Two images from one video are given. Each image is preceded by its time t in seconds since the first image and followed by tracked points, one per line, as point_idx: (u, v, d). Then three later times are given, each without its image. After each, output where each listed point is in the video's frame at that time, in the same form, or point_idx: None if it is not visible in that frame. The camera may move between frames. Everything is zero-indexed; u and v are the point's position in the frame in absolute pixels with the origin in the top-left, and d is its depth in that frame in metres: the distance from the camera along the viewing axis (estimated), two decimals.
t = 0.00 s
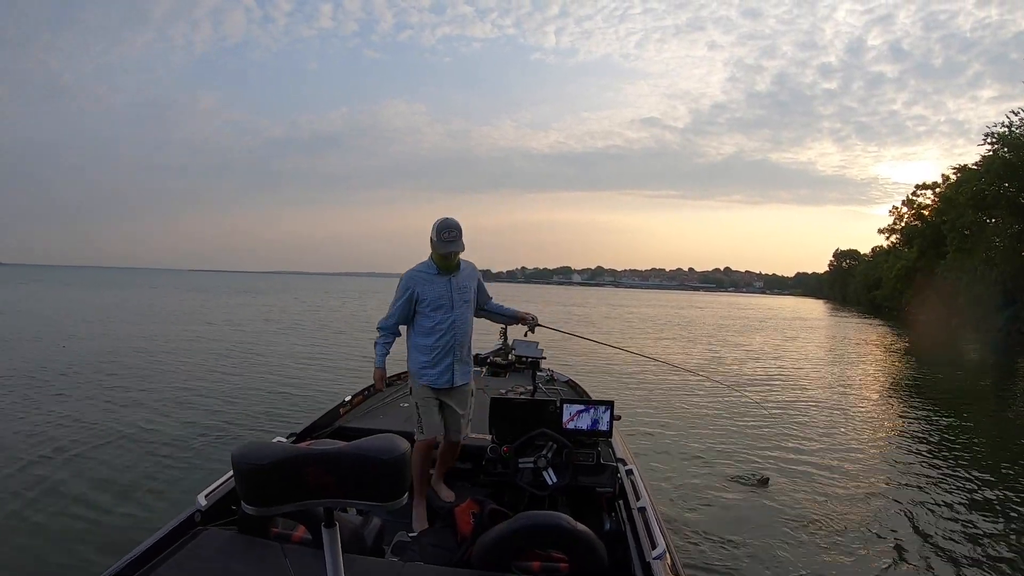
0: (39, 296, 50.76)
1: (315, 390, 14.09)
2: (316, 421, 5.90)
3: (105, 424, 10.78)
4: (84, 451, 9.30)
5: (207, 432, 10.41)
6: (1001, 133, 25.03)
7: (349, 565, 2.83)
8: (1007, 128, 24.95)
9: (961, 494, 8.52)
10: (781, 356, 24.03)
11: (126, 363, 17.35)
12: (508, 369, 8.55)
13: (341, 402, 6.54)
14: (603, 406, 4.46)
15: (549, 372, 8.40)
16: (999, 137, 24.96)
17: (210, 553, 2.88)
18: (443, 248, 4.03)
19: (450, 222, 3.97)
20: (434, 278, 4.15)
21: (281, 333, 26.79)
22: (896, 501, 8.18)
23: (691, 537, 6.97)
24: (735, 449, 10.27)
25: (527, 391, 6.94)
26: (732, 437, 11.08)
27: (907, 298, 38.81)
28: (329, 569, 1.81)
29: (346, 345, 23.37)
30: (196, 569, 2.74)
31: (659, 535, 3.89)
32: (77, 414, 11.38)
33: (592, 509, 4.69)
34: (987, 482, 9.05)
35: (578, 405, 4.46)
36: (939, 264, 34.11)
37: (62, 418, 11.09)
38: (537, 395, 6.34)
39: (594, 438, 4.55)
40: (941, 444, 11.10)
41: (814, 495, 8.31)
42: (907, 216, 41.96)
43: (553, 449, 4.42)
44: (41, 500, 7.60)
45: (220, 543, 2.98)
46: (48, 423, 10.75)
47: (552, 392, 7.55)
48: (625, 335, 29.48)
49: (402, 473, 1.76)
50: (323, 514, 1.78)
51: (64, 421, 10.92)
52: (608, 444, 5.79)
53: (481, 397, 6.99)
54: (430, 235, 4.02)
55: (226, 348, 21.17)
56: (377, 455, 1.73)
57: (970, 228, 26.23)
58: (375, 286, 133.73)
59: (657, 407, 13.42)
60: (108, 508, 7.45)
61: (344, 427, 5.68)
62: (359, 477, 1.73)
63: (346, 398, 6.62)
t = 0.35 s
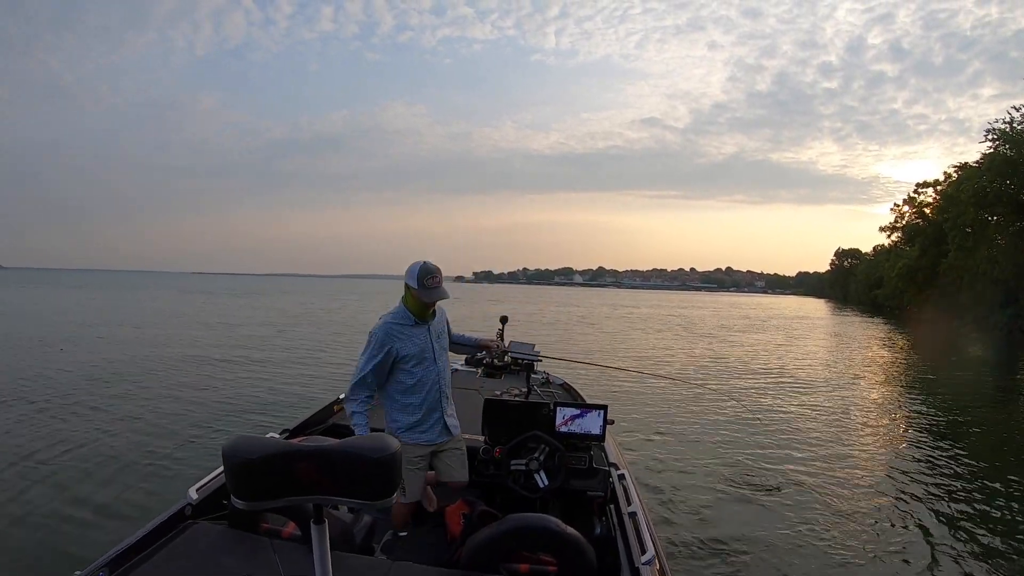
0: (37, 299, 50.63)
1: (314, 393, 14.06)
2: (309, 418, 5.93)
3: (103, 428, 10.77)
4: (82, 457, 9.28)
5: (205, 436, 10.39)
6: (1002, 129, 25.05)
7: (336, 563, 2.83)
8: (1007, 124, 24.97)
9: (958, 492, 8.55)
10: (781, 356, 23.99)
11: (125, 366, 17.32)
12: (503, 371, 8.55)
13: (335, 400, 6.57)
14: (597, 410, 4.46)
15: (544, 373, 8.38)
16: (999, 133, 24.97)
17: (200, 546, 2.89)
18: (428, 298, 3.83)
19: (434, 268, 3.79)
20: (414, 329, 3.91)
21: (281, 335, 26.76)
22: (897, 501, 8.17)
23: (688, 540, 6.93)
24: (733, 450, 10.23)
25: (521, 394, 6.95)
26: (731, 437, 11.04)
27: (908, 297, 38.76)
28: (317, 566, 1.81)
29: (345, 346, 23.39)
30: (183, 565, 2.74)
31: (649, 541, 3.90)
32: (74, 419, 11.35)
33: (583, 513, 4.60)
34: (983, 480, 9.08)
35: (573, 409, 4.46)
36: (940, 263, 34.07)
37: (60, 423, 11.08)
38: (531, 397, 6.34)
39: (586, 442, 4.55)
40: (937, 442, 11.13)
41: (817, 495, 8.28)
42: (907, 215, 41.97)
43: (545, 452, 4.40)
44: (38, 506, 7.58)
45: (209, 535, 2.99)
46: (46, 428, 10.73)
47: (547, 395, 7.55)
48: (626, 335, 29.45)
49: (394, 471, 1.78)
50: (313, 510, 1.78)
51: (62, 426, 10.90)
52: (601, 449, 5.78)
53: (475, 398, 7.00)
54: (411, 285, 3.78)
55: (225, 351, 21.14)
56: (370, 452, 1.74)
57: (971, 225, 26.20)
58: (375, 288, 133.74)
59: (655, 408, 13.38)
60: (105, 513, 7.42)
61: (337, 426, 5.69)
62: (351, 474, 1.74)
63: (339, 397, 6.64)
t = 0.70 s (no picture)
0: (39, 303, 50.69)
1: (316, 395, 14.07)
2: (311, 424, 5.96)
3: (107, 434, 10.77)
4: (85, 463, 9.27)
5: (208, 441, 10.40)
6: (1004, 125, 25.02)
7: (341, 567, 2.84)
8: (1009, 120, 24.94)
9: (964, 488, 8.52)
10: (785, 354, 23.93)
11: (128, 370, 17.34)
12: (504, 373, 8.55)
13: (337, 407, 6.59)
14: (599, 412, 4.46)
15: (546, 375, 8.38)
16: (1002, 129, 24.94)
17: (203, 553, 2.89)
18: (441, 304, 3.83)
19: (448, 269, 3.83)
20: (427, 335, 3.90)
21: (283, 338, 26.77)
22: (905, 498, 8.13)
23: (693, 540, 6.88)
24: (738, 449, 10.17)
25: (523, 396, 6.95)
26: (736, 436, 10.98)
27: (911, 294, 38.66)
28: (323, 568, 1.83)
29: (347, 348, 23.39)
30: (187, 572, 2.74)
31: (655, 541, 3.89)
32: (78, 424, 11.36)
33: (585, 515, 4.63)
34: (990, 476, 9.05)
35: (577, 411, 4.46)
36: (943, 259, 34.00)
37: (63, 429, 11.08)
38: (534, 400, 6.34)
39: (590, 444, 4.57)
40: (941, 438, 11.11)
41: (825, 494, 8.23)
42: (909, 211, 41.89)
43: (549, 454, 4.42)
44: (41, 513, 7.57)
45: (212, 543, 3.00)
46: (49, 433, 10.74)
47: (549, 396, 7.55)
48: (628, 334, 29.45)
49: (399, 476, 1.78)
50: (318, 516, 1.79)
51: (64, 431, 10.90)
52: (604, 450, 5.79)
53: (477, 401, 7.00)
54: (423, 290, 3.77)
55: (227, 354, 21.14)
56: (375, 457, 1.75)
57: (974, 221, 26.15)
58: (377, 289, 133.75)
59: (659, 407, 13.35)
60: (109, 518, 7.42)
61: (339, 430, 5.70)
62: (354, 479, 1.75)
63: (341, 402, 6.67)
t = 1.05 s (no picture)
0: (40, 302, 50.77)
1: (317, 395, 14.09)
2: (313, 425, 5.99)
3: (109, 432, 10.81)
4: (87, 461, 9.28)
5: (210, 440, 10.40)
6: (1007, 124, 24.94)
7: (345, 567, 2.85)
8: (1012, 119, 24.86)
9: (968, 488, 8.50)
10: (787, 353, 23.91)
11: (129, 369, 17.35)
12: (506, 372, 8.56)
13: (339, 407, 6.62)
14: (601, 409, 4.50)
15: (547, 374, 8.37)
16: (1005, 128, 24.86)
17: (207, 555, 2.90)
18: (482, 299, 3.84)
19: (492, 264, 3.85)
20: (466, 331, 3.86)
21: (284, 337, 26.77)
22: (909, 498, 8.09)
23: (694, 540, 6.86)
24: (739, 449, 10.15)
25: (524, 395, 6.96)
26: (739, 436, 10.94)
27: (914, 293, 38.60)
28: (327, 569, 1.85)
29: (349, 347, 23.45)
30: (191, 573, 2.75)
31: (657, 537, 3.88)
32: (80, 423, 11.36)
33: (589, 512, 4.69)
34: (993, 476, 9.02)
35: (579, 408, 4.49)
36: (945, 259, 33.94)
37: (65, 427, 11.10)
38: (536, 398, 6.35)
39: (592, 441, 4.58)
40: (944, 439, 11.06)
41: (829, 494, 8.20)
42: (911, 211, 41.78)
43: (551, 452, 4.43)
44: (43, 510, 7.61)
45: (216, 545, 3.01)
46: (51, 432, 10.75)
47: (551, 395, 7.55)
48: (629, 334, 29.42)
49: (400, 477, 1.78)
50: (321, 519, 1.80)
51: (67, 429, 10.94)
52: (607, 447, 5.82)
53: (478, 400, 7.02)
54: (469, 282, 3.75)
55: (228, 353, 21.17)
56: (376, 458, 1.75)
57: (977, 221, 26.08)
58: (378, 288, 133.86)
59: (661, 407, 13.32)
60: (111, 517, 7.43)
61: (341, 430, 5.72)
62: (354, 481, 1.75)
63: (343, 403, 6.71)
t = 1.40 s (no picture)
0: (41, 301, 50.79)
1: (317, 394, 14.08)
2: (313, 421, 6.00)
3: (109, 431, 10.81)
4: (86, 459, 9.28)
5: (210, 438, 10.41)
6: (1008, 126, 24.91)
7: (345, 565, 2.83)
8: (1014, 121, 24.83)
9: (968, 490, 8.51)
10: (787, 354, 23.92)
11: (130, 368, 17.36)
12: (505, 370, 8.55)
13: (339, 403, 6.63)
14: (601, 407, 4.52)
15: (547, 372, 8.37)
16: (1006, 130, 24.84)
17: (207, 552, 2.89)
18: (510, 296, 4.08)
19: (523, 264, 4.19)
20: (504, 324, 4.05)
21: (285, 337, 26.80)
22: (908, 500, 8.11)
23: (695, 542, 6.86)
24: (739, 450, 10.17)
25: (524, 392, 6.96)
26: (739, 437, 10.97)
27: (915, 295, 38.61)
28: (326, 566, 1.85)
29: (349, 347, 23.46)
30: (191, 570, 2.74)
31: (657, 536, 3.83)
32: (80, 421, 11.37)
33: (589, 510, 4.62)
34: (991, 478, 9.02)
35: (577, 405, 4.53)
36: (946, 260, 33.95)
37: (65, 425, 11.11)
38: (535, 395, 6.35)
39: (592, 439, 4.57)
40: (945, 441, 11.05)
41: (828, 495, 8.23)
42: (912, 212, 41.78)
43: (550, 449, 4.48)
44: (43, 509, 7.60)
45: (216, 541, 3.00)
46: (51, 431, 10.76)
47: (551, 393, 7.55)
48: (629, 335, 29.42)
49: (399, 473, 1.78)
50: (320, 515, 1.80)
51: (67, 428, 10.94)
52: (607, 445, 5.83)
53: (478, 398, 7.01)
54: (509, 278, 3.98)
55: (228, 352, 21.17)
56: (375, 455, 1.75)
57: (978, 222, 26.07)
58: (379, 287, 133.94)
59: (663, 408, 13.32)
60: (110, 516, 7.43)
61: (340, 426, 5.72)
62: (354, 476, 1.75)
63: (343, 399, 6.72)
